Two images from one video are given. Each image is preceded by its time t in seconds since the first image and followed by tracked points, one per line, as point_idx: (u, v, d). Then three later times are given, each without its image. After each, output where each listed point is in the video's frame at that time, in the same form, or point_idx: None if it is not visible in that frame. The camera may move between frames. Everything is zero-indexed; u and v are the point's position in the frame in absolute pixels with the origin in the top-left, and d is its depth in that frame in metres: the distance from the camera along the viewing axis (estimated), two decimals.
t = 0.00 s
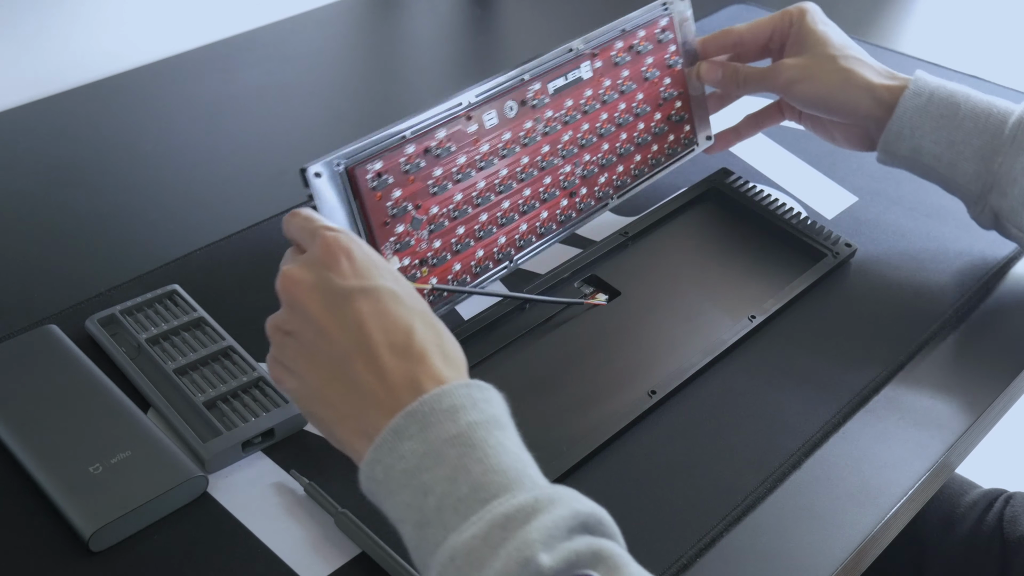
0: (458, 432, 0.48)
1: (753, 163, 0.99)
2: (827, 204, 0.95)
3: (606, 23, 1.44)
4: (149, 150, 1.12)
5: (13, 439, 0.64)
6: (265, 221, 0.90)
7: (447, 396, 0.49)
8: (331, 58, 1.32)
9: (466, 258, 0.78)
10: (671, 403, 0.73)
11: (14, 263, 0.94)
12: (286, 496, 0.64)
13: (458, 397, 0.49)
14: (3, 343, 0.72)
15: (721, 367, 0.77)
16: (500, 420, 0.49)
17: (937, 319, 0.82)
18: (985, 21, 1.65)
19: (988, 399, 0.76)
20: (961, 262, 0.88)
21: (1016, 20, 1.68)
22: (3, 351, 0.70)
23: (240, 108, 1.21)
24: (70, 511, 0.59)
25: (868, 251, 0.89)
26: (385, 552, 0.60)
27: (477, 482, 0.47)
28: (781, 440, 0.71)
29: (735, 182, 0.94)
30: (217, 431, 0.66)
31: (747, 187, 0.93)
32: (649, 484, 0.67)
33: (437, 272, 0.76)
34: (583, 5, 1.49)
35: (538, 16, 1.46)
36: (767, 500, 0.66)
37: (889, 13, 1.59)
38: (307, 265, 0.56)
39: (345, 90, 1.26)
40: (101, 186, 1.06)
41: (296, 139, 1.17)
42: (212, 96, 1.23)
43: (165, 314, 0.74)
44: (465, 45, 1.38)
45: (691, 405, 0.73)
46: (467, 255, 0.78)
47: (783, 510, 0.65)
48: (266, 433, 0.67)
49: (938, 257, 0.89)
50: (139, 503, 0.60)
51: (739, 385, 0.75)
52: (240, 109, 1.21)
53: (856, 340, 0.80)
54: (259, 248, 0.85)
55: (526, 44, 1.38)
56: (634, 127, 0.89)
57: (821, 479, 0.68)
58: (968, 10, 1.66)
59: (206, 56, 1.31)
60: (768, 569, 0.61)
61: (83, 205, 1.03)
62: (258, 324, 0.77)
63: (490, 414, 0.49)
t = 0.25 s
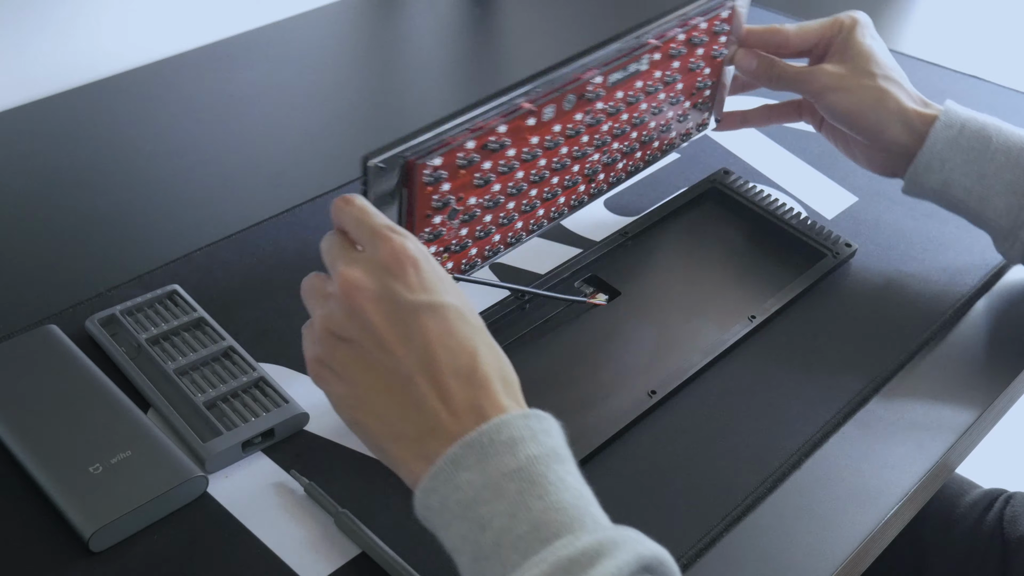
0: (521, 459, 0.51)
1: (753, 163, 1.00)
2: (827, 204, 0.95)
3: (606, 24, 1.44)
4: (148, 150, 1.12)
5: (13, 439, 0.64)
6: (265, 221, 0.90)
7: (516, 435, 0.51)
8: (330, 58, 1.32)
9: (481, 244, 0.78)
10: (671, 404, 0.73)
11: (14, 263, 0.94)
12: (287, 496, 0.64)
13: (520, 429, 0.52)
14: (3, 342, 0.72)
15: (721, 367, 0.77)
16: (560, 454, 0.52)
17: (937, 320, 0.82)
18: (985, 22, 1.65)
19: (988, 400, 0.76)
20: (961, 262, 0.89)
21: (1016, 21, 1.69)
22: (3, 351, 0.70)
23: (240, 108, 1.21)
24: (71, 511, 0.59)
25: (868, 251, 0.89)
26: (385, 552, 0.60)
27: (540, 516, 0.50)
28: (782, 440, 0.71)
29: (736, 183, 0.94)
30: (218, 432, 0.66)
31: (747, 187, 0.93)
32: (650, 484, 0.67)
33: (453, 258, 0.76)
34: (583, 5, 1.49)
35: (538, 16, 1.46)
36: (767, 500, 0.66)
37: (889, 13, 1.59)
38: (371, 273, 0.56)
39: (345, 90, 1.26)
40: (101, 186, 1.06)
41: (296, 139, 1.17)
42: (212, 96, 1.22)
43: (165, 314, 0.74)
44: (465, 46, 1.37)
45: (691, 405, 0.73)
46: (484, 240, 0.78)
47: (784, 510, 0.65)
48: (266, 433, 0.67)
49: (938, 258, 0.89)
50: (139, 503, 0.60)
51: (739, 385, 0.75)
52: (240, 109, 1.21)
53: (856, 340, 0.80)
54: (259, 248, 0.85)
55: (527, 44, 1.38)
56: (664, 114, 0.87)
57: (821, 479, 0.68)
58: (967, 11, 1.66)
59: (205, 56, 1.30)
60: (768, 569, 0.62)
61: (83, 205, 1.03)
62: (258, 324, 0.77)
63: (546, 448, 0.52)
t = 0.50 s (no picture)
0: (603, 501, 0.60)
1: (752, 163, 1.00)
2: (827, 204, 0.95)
3: (606, 24, 1.44)
4: (149, 150, 1.12)
5: (12, 438, 0.64)
6: (265, 221, 0.90)
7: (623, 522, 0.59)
8: (331, 58, 1.32)
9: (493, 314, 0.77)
10: (671, 403, 0.73)
11: (15, 263, 0.94)
12: (287, 496, 0.64)
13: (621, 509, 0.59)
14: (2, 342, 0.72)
15: (721, 367, 0.77)
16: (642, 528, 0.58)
17: (937, 320, 0.82)
18: (984, 23, 1.65)
19: (989, 400, 0.76)
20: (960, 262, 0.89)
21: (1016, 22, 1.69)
22: (3, 350, 0.70)
23: (241, 108, 1.21)
24: (70, 510, 0.59)
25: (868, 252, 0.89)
26: (385, 552, 0.60)
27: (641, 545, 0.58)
28: (782, 440, 0.71)
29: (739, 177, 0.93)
30: (218, 432, 0.66)
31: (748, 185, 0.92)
32: (651, 483, 0.67)
33: (465, 334, 0.75)
34: (583, 6, 1.49)
35: (538, 17, 1.47)
36: (767, 500, 0.66)
37: (890, 14, 1.59)
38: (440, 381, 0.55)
39: (345, 90, 1.26)
40: (102, 186, 1.06)
41: (297, 139, 1.17)
42: (212, 96, 1.23)
43: (165, 314, 0.74)
44: (465, 46, 1.38)
45: (692, 405, 0.73)
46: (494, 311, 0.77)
47: (784, 511, 0.65)
48: (266, 433, 0.67)
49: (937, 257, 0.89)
50: (139, 503, 0.60)
51: (739, 385, 0.75)
52: (241, 110, 1.21)
53: (856, 341, 0.80)
54: (258, 248, 0.85)
55: (527, 44, 1.38)
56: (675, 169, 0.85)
57: (821, 479, 0.68)
58: (966, 13, 1.67)
59: (205, 55, 1.30)
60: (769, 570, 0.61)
61: (84, 205, 1.03)
62: (258, 324, 0.77)
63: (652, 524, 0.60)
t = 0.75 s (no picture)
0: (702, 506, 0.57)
1: (752, 164, 1.00)
2: (827, 204, 0.95)
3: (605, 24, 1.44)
4: (149, 150, 1.12)
5: (13, 439, 0.64)
6: (264, 220, 0.90)
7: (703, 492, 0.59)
8: (331, 58, 1.32)
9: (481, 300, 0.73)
10: (671, 403, 0.73)
11: (15, 263, 0.94)
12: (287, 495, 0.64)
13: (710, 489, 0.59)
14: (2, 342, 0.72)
15: (722, 367, 0.77)
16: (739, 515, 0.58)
17: (938, 320, 0.82)
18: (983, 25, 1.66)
19: (989, 399, 0.76)
20: (961, 262, 0.89)
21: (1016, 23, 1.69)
22: (3, 350, 0.70)
23: (241, 108, 1.21)
24: (71, 510, 0.59)
25: (868, 251, 0.89)
26: (385, 552, 0.60)
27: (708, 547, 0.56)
28: (782, 440, 0.71)
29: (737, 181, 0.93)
30: (217, 432, 0.66)
31: (747, 187, 0.92)
32: (651, 483, 0.67)
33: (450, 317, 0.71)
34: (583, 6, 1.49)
35: (538, 17, 1.47)
36: (767, 500, 0.66)
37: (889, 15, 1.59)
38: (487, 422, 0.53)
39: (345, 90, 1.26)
40: (101, 186, 1.06)
41: (296, 139, 1.17)
42: (212, 95, 1.23)
43: (165, 314, 0.74)
44: (465, 45, 1.38)
45: (691, 405, 0.73)
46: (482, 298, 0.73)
47: (784, 510, 0.65)
48: (266, 433, 0.67)
49: (937, 257, 0.89)
50: (139, 503, 0.60)
51: (740, 385, 0.75)
52: (240, 109, 1.21)
53: (856, 340, 0.80)
54: (258, 247, 0.85)
55: (527, 44, 1.38)
56: (686, 176, 0.81)
57: (821, 479, 0.68)
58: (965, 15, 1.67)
59: (205, 55, 1.31)
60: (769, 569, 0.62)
61: (84, 204, 1.03)
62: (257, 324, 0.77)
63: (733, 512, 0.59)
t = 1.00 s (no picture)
0: (720, 443, 0.57)
1: (752, 164, 1.00)
2: (828, 204, 0.95)
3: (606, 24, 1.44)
4: (149, 150, 1.12)
5: (13, 439, 0.64)
6: (264, 220, 0.90)
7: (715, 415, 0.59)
8: (331, 58, 1.32)
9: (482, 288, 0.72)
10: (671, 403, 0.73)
11: (15, 263, 0.94)
12: (287, 496, 0.64)
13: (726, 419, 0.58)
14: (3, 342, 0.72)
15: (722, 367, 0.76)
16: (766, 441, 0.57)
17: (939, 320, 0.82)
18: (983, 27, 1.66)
19: (988, 400, 0.76)
20: (961, 263, 0.89)
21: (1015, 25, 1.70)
22: (3, 350, 0.70)
23: (241, 108, 1.21)
24: (70, 511, 0.59)
25: (868, 251, 0.89)
26: (385, 553, 0.60)
27: (731, 494, 0.55)
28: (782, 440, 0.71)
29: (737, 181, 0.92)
30: (218, 432, 0.66)
31: (747, 186, 0.92)
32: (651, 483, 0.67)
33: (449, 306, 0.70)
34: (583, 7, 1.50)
35: (537, 17, 1.47)
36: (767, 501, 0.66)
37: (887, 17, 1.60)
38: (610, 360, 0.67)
39: (345, 90, 1.26)
40: (102, 186, 1.06)
41: (297, 139, 1.17)
42: (212, 95, 1.23)
43: (165, 314, 0.74)
44: (465, 45, 1.38)
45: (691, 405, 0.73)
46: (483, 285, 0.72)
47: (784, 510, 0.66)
48: (265, 433, 0.67)
49: (937, 258, 0.89)
50: (139, 503, 0.60)
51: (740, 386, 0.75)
52: (241, 109, 1.21)
53: (856, 340, 0.80)
54: (258, 247, 0.85)
55: (527, 44, 1.38)
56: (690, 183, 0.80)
57: (821, 480, 0.68)
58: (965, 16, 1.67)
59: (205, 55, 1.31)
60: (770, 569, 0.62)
61: (84, 204, 1.03)
62: (258, 324, 0.77)
63: (774, 433, 0.58)
